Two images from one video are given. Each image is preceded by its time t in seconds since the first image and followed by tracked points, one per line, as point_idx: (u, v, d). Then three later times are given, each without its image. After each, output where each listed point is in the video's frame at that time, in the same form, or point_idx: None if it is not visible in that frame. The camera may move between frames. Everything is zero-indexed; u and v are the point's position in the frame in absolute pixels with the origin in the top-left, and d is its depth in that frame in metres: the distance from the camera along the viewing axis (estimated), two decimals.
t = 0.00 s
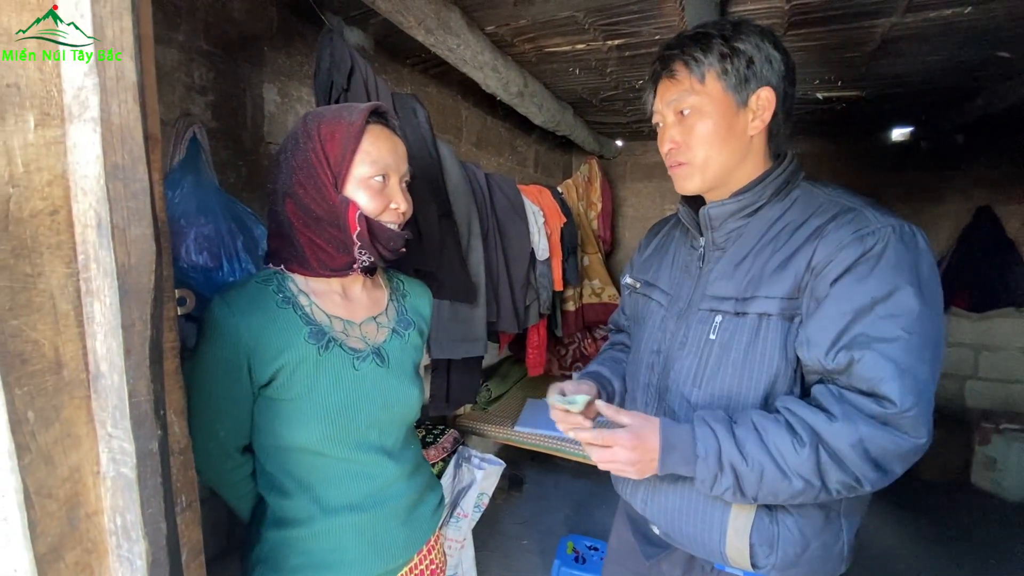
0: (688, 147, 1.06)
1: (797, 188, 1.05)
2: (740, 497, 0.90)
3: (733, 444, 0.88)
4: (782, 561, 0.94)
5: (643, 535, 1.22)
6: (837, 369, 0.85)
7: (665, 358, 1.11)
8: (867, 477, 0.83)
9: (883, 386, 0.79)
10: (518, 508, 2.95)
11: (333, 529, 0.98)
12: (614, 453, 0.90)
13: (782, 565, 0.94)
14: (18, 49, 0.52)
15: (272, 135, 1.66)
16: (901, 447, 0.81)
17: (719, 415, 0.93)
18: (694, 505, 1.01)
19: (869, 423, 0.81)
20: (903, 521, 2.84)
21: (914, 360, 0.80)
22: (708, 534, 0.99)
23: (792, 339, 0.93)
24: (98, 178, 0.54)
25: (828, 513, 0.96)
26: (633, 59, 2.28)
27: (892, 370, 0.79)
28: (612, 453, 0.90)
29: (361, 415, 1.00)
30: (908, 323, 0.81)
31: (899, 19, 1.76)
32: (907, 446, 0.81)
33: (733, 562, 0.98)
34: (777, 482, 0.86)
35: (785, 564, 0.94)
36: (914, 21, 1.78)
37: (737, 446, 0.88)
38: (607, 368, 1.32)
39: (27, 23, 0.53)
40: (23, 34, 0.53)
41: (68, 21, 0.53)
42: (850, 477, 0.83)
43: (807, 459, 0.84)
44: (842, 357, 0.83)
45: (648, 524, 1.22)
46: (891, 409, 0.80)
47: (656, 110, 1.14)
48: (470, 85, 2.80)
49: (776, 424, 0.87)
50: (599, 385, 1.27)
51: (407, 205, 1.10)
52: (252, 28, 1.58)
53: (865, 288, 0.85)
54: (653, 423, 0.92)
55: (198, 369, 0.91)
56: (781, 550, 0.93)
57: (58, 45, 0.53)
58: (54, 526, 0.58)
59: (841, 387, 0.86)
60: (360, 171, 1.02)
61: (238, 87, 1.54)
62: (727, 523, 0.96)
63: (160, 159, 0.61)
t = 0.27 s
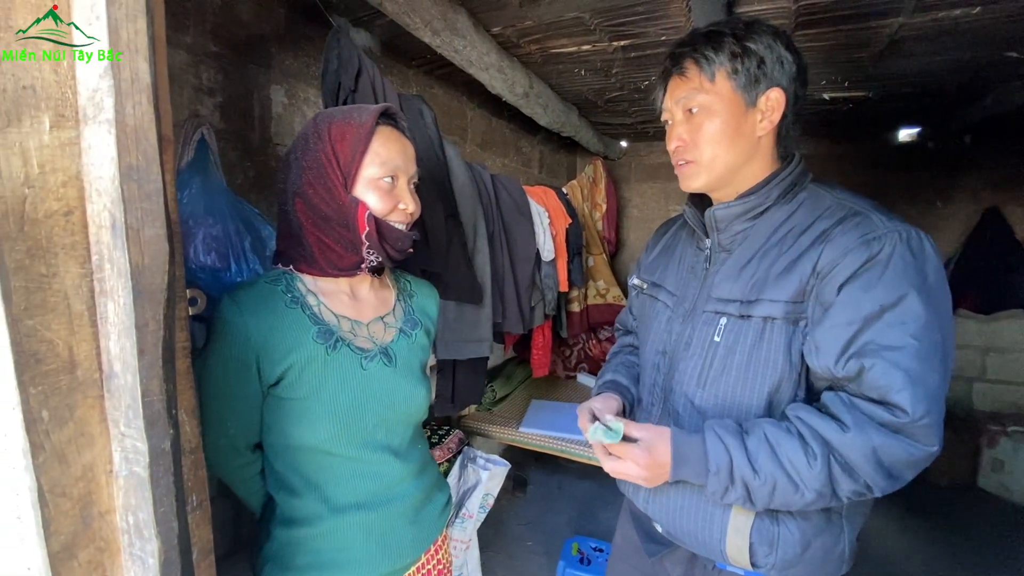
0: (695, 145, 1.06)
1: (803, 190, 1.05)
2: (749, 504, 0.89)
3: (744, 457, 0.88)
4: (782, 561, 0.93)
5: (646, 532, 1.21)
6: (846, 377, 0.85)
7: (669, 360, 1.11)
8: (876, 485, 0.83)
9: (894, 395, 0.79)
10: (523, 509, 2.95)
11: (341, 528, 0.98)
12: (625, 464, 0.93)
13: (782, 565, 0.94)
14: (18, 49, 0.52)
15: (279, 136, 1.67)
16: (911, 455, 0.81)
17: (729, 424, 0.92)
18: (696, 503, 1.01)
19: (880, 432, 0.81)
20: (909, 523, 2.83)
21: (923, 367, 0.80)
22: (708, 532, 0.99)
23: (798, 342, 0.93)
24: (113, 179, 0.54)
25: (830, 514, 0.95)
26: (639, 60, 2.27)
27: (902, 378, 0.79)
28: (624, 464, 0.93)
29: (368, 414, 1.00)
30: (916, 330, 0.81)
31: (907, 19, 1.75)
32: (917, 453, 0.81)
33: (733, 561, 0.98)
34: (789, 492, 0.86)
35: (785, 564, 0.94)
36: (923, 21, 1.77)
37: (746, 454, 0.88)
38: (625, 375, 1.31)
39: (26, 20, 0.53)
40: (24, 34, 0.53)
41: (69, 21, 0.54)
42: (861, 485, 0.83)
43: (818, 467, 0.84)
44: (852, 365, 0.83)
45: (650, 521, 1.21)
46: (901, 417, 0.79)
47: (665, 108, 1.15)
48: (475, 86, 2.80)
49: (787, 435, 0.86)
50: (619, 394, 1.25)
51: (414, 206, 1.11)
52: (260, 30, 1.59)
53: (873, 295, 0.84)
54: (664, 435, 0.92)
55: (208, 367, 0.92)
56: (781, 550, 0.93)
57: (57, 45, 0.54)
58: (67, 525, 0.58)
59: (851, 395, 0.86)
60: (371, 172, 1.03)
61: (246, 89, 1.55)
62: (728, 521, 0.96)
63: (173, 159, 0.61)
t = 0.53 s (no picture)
0: (705, 147, 1.06)
1: (811, 190, 1.05)
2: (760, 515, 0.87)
3: (758, 470, 0.85)
4: (788, 561, 0.93)
5: (650, 531, 1.21)
6: (857, 381, 0.84)
7: (676, 360, 1.10)
8: (886, 491, 0.82)
9: (906, 400, 0.78)
10: (526, 509, 2.95)
11: (346, 527, 0.98)
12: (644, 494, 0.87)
13: (787, 565, 0.94)
14: (17, 50, 0.51)
15: (284, 137, 1.67)
16: (921, 460, 0.80)
17: (740, 437, 0.89)
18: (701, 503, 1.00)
19: (891, 437, 0.80)
20: (914, 525, 2.82)
21: (933, 370, 0.79)
22: (713, 532, 0.99)
23: (805, 343, 0.93)
24: (122, 178, 0.54)
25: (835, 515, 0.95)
26: (643, 60, 2.27)
27: (914, 383, 0.78)
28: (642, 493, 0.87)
29: (373, 414, 1.00)
30: (927, 333, 0.80)
31: (913, 19, 1.75)
32: (926, 458, 0.80)
33: (738, 561, 0.97)
34: (801, 502, 0.84)
35: (791, 565, 0.93)
36: (930, 21, 1.76)
37: (760, 465, 0.85)
38: (609, 360, 1.31)
39: (25, 23, 0.52)
40: (21, 34, 0.52)
41: (69, 20, 0.54)
42: (871, 492, 0.82)
43: (834, 478, 0.82)
44: (863, 368, 0.82)
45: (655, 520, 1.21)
46: (913, 422, 0.79)
47: (674, 109, 1.15)
48: (479, 87, 2.80)
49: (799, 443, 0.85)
50: (597, 374, 1.25)
51: (416, 209, 1.09)
52: (265, 30, 1.59)
53: (884, 298, 0.83)
54: (675, 458, 0.86)
55: (214, 366, 0.92)
56: (787, 550, 0.93)
57: (58, 44, 0.54)
58: (75, 524, 0.58)
59: (862, 400, 0.85)
60: (371, 173, 1.02)
61: (251, 90, 1.55)
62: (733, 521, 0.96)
63: (181, 159, 0.61)
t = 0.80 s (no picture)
0: (695, 147, 1.07)
1: (807, 189, 1.05)
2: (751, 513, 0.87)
3: (749, 472, 0.85)
4: (785, 562, 0.93)
5: (650, 530, 1.21)
6: (848, 378, 0.84)
7: (675, 360, 1.10)
8: (875, 488, 0.82)
9: (895, 396, 0.78)
10: (528, 510, 2.95)
11: (343, 526, 0.98)
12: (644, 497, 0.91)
13: (785, 565, 0.93)
14: (17, 49, 0.51)
15: (285, 137, 1.68)
16: (912, 458, 0.80)
17: (732, 438, 0.90)
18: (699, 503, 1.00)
19: (880, 434, 0.80)
20: (916, 526, 2.81)
21: (924, 367, 0.79)
22: (713, 531, 0.99)
23: (800, 342, 0.93)
24: (125, 179, 0.54)
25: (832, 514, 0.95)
26: (644, 60, 2.27)
27: (905, 379, 0.78)
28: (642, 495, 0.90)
29: (369, 413, 0.99)
30: (918, 330, 0.80)
31: (915, 19, 1.75)
32: (916, 455, 0.80)
33: (736, 561, 0.97)
34: (791, 502, 0.84)
35: (789, 565, 0.93)
36: (932, 21, 1.76)
37: (748, 463, 0.86)
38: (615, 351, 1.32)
39: (27, 23, 0.52)
40: (23, 34, 0.51)
41: (69, 21, 0.54)
42: (861, 489, 0.82)
43: (822, 476, 0.82)
44: (854, 365, 0.82)
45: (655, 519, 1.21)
46: (902, 418, 0.78)
47: (668, 111, 1.16)
48: (480, 87, 2.81)
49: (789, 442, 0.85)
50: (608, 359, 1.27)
51: (412, 212, 1.08)
52: (267, 31, 1.60)
53: (875, 295, 0.83)
54: (667, 464, 0.88)
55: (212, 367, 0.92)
56: (784, 549, 0.93)
57: (57, 45, 0.54)
58: (78, 523, 0.59)
59: (853, 397, 0.85)
60: (366, 176, 1.01)
61: (253, 90, 1.56)
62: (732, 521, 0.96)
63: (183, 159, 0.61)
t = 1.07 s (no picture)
0: (697, 137, 1.06)
1: (800, 189, 1.05)
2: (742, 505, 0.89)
3: (735, 460, 0.87)
4: (786, 559, 0.94)
5: (648, 531, 1.22)
6: (840, 374, 0.85)
7: (670, 362, 1.11)
8: (866, 483, 0.83)
9: (885, 391, 0.79)
10: (527, 509, 2.96)
11: (342, 525, 0.99)
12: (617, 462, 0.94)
13: (785, 562, 0.95)
14: (20, 49, 0.52)
15: (285, 138, 1.68)
16: (902, 452, 0.81)
17: (721, 429, 0.91)
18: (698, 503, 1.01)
19: (869, 430, 0.81)
20: (914, 526, 2.82)
21: (915, 363, 0.80)
22: (712, 531, 0.99)
23: (795, 341, 0.93)
24: (126, 180, 0.55)
25: (829, 512, 0.96)
26: (643, 61, 2.28)
27: (895, 374, 0.79)
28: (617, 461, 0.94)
29: (366, 413, 1.00)
30: (909, 327, 0.81)
31: (912, 20, 1.75)
32: (907, 450, 0.81)
33: (737, 560, 0.98)
34: (781, 495, 0.85)
35: (790, 561, 0.94)
36: (929, 22, 1.77)
37: (736, 454, 0.87)
38: (588, 369, 1.32)
39: (31, 22, 0.53)
40: (27, 34, 0.52)
41: (69, 22, 0.55)
42: (851, 482, 0.83)
43: (809, 467, 0.83)
44: (845, 361, 0.83)
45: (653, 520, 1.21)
46: (891, 412, 0.80)
47: (671, 102, 1.15)
48: (480, 88, 2.81)
49: (778, 437, 0.86)
50: (574, 384, 1.26)
51: (406, 215, 1.08)
52: (267, 32, 1.61)
53: (867, 293, 0.85)
54: (653, 439, 0.93)
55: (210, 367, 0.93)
56: (785, 547, 0.93)
57: (58, 45, 0.54)
58: (80, 520, 0.59)
59: (843, 393, 0.86)
60: (357, 178, 1.02)
61: (253, 91, 1.57)
62: (732, 522, 0.96)
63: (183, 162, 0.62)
